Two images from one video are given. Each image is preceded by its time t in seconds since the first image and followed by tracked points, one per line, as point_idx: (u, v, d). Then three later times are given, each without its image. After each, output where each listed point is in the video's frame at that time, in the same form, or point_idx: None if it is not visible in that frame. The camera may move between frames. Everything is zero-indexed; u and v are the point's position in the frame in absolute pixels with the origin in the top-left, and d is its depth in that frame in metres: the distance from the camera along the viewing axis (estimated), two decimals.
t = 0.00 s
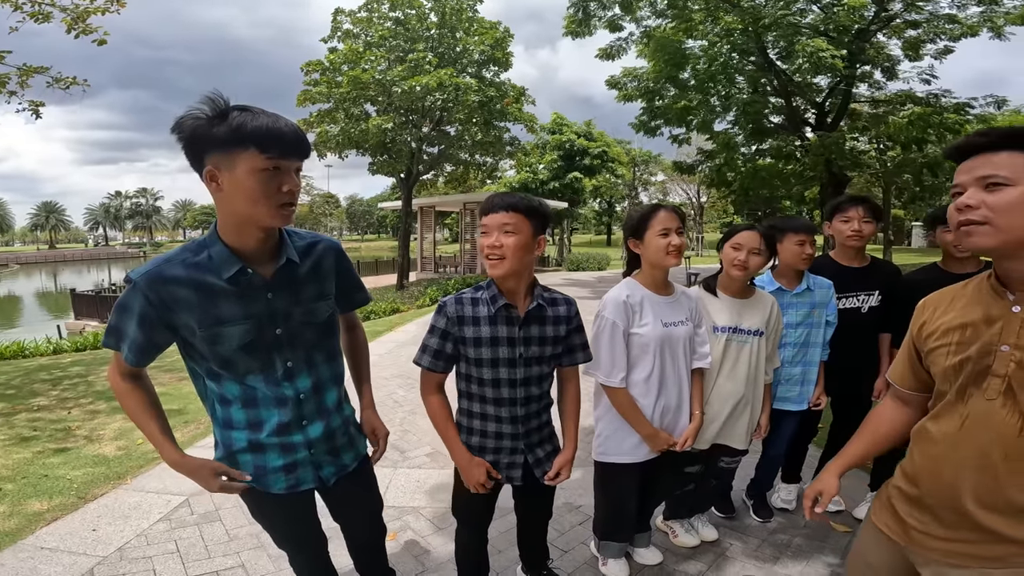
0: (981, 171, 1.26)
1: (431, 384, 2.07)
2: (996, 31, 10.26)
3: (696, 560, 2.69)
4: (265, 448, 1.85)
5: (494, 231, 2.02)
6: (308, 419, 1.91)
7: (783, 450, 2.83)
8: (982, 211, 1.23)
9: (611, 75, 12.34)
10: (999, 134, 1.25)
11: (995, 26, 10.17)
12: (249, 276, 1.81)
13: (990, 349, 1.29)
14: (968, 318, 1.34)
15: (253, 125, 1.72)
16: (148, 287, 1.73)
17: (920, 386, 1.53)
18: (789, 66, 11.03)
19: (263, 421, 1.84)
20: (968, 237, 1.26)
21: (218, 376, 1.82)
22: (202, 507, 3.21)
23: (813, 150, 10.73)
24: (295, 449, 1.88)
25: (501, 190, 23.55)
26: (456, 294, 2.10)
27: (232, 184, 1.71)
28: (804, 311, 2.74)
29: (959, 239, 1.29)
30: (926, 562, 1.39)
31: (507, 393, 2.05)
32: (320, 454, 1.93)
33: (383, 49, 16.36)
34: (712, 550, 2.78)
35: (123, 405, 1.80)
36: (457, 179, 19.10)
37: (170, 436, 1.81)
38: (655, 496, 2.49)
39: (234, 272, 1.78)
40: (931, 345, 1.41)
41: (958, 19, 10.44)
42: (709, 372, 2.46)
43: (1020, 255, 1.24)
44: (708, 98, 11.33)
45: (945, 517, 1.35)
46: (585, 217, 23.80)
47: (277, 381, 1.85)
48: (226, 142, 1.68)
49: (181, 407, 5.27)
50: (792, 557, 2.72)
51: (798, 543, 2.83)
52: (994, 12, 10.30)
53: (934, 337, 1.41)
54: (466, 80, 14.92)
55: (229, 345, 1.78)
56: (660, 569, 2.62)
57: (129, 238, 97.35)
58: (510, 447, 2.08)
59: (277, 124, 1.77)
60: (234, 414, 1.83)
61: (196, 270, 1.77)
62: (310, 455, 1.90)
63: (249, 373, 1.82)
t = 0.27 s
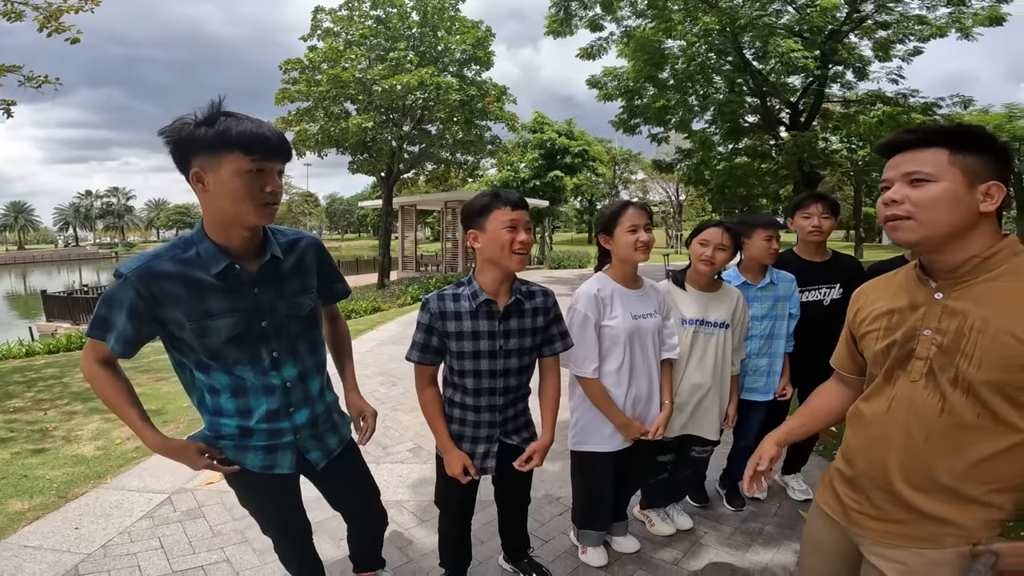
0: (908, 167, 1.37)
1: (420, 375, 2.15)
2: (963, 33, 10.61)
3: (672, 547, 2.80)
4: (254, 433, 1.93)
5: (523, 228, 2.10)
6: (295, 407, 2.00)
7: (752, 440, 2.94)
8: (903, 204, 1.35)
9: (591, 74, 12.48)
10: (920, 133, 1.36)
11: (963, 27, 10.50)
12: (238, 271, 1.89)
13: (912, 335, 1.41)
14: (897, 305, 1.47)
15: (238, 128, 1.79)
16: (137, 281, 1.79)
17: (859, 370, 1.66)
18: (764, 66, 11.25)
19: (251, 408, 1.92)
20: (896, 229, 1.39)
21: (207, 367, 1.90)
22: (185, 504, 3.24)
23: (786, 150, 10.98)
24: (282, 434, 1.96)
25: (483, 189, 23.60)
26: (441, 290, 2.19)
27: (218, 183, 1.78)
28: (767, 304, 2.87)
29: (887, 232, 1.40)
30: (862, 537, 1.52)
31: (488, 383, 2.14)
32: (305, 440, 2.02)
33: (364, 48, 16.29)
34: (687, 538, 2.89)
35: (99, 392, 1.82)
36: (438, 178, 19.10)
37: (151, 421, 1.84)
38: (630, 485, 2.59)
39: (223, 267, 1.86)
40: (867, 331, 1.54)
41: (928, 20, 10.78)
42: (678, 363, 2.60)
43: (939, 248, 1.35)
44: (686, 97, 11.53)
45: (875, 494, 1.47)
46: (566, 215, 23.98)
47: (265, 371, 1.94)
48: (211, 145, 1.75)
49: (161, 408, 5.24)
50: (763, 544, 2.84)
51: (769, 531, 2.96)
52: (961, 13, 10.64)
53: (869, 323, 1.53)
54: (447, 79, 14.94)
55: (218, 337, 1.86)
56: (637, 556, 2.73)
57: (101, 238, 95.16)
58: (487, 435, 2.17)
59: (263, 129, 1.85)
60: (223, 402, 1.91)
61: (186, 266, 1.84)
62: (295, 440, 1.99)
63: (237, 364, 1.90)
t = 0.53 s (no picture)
0: (823, 174, 1.53)
1: (389, 375, 2.26)
2: (931, 33, 10.97)
3: (641, 535, 2.93)
4: (251, 416, 2.06)
5: (463, 231, 2.23)
6: (290, 393, 2.12)
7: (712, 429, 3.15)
8: (817, 208, 1.52)
9: (570, 74, 12.63)
10: (831, 143, 1.53)
11: (930, 28, 10.88)
12: (239, 268, 2.01)
13: (831, 327, 1.59)
14: (820, 301, 1.66)
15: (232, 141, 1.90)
16: (145, 272, 1.91)
17: (784, 360, 1.85)
18: (739, 66, 11.50)
19: (246, 394, 2.05)
20: (813, 233, 1.57)
21: (207, 354, 2.02)
22: (166, 501, 3.31)
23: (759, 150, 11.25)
24: (276, 418, 2.09)
25: (463, 187, 23.65)
26: (400, 293, 2.32)
27: (216, 193, 1.90)
28: (726, 300, 3.05)
29: (808, 234, 1.58)
30: (800, 516, 1.69)
31: (450, 374, 2.28)
32: (297, 424, 2.14)
33: (343, 46, 16.22)
34: (656, 525, 3.03)
35: (104, 368, 1.93)
36: (417, 176, 19.10)
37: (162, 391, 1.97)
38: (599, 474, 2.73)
39: (226, 265, 1.97)
40: (796, 326, 1.73)
41: (896, 22, 11.09)
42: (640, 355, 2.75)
43: (850, 248, 1.53)
44: (664, 97, 11.69)
45: (808, 475, 1.65)
46: (546, 213, 24.15)
47: (259, 359, 2.06)
48: (206, 159, 1.86)
49: (139, 407, 5.25)
50: (728, 530, 2.97)
51: (733, 518, 3.09)
52: (929, 15, 10.99)
53: (799, 319, 1.72)
54: (427, 78, 14.96)
55: (219, 327, 1.98)
56: (609, 543, 2.85)
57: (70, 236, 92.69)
58: (456, 425, 2.31)
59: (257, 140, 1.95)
60: (222, 387, 2.03)
61: (191, 260, 1.96)
62: (288, 424, 2.11)
63: (234, 352, 2.03)
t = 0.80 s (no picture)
0: (775, 178, 1.65)
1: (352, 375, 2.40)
2: (901, 34, 11.31)
3: (619, 524, 2.99)
4: (252, 402, 2.19)
5: (380, 237, 2.29)
6: (289, 381, 2.25)
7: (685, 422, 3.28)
8: (769, 210, 1.65)
9: (550, 72, 12.73)
10: (780, 150, 1.66)
11: (899, 30, 11.21)
12: (245, 263, 2.15)
13: (781, 321, 1.72)
14: (774, 297, 1.78)
15: (241, 145, 2.04)
16: (162, 266, 2.07)
17: (739, 351, 1.99)
18: (715, 66, 11.70)
19: (247, 380, 2.19)
20: (765, 232, 1.69)
21: (213, 342, 2.17)
22: (147, 499, 3.34)
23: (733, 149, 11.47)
24: (276, 404, 2.21)
25: (442, 185, 23.62)
26: (358, 298, 2.43)
27: (227, 194, 2.06)
28: (696, 296, 3.19)
29: (762, 234, 1.70)
30: (760, 500, 1.81)
31: (408, 373, 2.40)
32: (296, 411, 2.26)
33: (321, 43, 16.09)
34: (633, 515, 3.10)
35: (129, 351, 2.12)
36: (397, 173, 19.02)
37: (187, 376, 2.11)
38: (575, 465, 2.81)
39: (233, 259, 2.12)
40: (753, 321, 1.86)
41: (866, 24, 11.39)
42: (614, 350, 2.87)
43: (799, 247, 1.65)
44: (642, 96, 11.85)
45: (765, 461, 1.78)
46: (526, 211, 24.24)
47: (260, 349, 2.20)
48: (220, 162, 2.02)
49: (114, 407, 5.20)
50: (701, 519, 3.05)
51: (706, 508, 3.16)
52: (898, 17, 11.33)
53: (755, 313, 1.85)
54: (407, 76, 14.91)
55: (224, 317, 2.14)
56: (587, 533, 2.92)
57: (36, 234, 89.92)
58: (419, 422, 2.42)
59: (266, 144, 2.10)
60: (227, 374, 2.18)
61: (203, 254, 2.12)
62: (287, 411, 2.24)
63: (238, 341, 2.17)
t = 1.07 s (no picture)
0: (761, 179, 1.69)
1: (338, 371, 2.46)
2: (884, 35, 11.51)
3: (610, 520, 3.04)
4: (255, 394, 2.23)
5: (366, 231, 2.34)
6: (291, 375, 2.28)
7: (673, 418, 3.34)
8: (755, 210, 1.70)
9: (539, 71, 12.76)
10: (766, 152, 1.70)
11: (883, 30, 11.41)
12: (258, 259, 2.23)
13: (767, 318, 1.77)
14: (760, 295, 1.83)
15: (254, 147, 2.11)
16: (182, 257, 2.16)
17: (726, 347, 2.04)
18: (702, 66, 11.81)
19: (251, 373, 2.23)
20: (751, 231, 1.74)
21: (222, 334, 2.22)
22: (137, 500, 3.34)
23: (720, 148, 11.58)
24: (277, 398, 2.25)
25: (430, 183, 23.56)
26: (342, 297, 2.45)
27: (241, 194, 2.15)
28: (683, 293, 3.25)
29: (749, 234, 1.74)
30: (747, 492, 1.87)
31: (390, 372, 2.43)
32: (297, 405, 2.29)
33: (309, 40, 15.98)
34: (623, 511, 3.14)
35: (146, 339, 2.18)
36: (385, 171, 18.94)
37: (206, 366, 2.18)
38: (565, 461, 2.86)
39: (249, 255, 2.20)
40: (739, 318, 1.91)
41: (851, 24, 11.55)
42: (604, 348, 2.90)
43: (783, 247, 1.70)
44: (630, 95, 11.93)
45: (752, 455, 1.83)
46: (514, 209, 24.26)
47: (266, 343, 2.24)
48: (234, 163, 2.12)
49: (99, 407, 5.14)
50: (690, 514, 3.11)
51: (694, 503, 3.22)
52: (881, 18, 11.52)
53: (741, 311, 1.90)
54: (395, 74, 14.88)
55: (235, 308, 2.19)
56: (580, 529, 2.96)
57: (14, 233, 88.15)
58: (401, 419, 2.45)
59: (277, 146, 2.17)
60: (233, 366, 2.23)
61: (220, 249, 2.20)
62: (289, 405, 2.27)
63: (245, 334, 2.22)
